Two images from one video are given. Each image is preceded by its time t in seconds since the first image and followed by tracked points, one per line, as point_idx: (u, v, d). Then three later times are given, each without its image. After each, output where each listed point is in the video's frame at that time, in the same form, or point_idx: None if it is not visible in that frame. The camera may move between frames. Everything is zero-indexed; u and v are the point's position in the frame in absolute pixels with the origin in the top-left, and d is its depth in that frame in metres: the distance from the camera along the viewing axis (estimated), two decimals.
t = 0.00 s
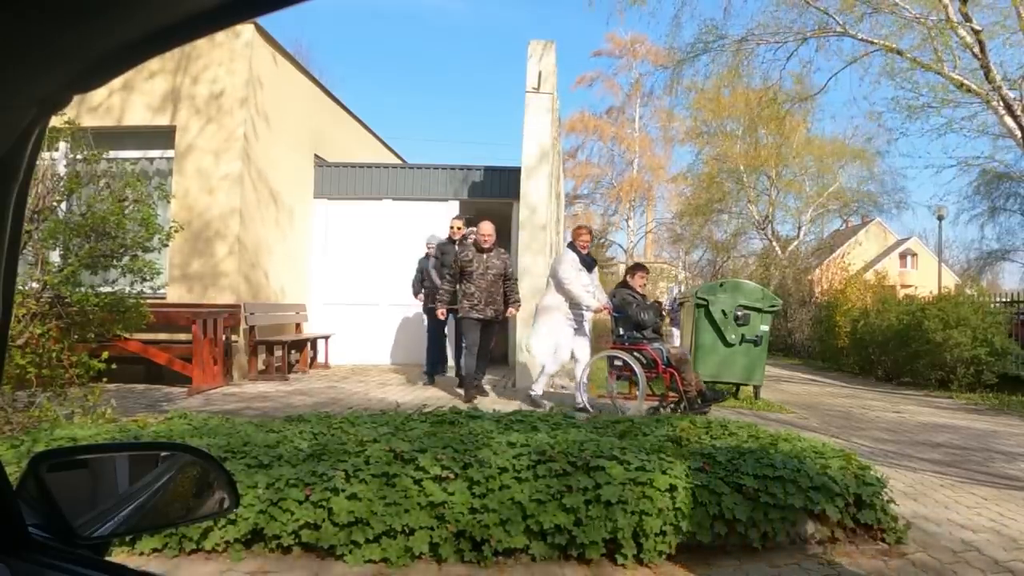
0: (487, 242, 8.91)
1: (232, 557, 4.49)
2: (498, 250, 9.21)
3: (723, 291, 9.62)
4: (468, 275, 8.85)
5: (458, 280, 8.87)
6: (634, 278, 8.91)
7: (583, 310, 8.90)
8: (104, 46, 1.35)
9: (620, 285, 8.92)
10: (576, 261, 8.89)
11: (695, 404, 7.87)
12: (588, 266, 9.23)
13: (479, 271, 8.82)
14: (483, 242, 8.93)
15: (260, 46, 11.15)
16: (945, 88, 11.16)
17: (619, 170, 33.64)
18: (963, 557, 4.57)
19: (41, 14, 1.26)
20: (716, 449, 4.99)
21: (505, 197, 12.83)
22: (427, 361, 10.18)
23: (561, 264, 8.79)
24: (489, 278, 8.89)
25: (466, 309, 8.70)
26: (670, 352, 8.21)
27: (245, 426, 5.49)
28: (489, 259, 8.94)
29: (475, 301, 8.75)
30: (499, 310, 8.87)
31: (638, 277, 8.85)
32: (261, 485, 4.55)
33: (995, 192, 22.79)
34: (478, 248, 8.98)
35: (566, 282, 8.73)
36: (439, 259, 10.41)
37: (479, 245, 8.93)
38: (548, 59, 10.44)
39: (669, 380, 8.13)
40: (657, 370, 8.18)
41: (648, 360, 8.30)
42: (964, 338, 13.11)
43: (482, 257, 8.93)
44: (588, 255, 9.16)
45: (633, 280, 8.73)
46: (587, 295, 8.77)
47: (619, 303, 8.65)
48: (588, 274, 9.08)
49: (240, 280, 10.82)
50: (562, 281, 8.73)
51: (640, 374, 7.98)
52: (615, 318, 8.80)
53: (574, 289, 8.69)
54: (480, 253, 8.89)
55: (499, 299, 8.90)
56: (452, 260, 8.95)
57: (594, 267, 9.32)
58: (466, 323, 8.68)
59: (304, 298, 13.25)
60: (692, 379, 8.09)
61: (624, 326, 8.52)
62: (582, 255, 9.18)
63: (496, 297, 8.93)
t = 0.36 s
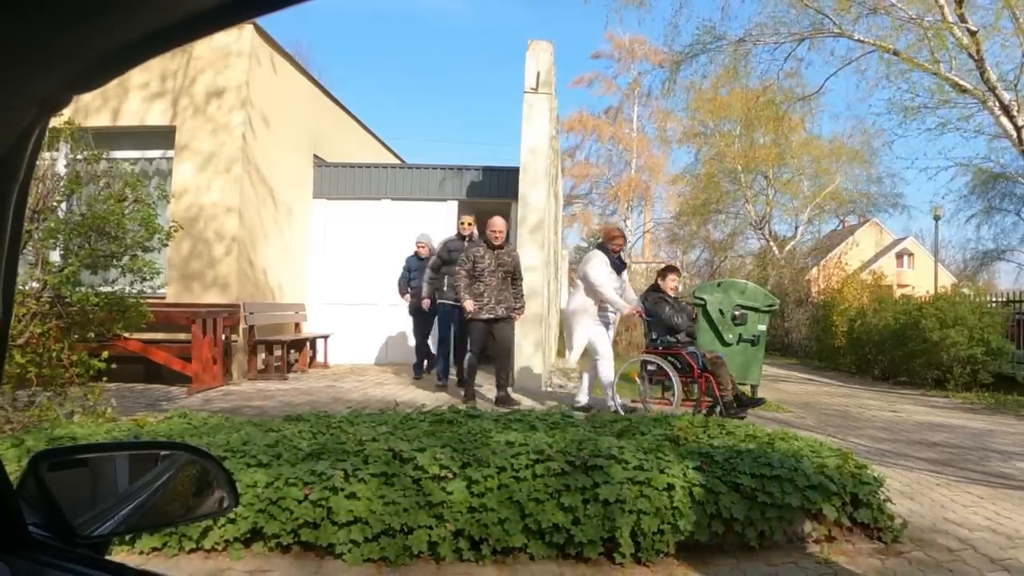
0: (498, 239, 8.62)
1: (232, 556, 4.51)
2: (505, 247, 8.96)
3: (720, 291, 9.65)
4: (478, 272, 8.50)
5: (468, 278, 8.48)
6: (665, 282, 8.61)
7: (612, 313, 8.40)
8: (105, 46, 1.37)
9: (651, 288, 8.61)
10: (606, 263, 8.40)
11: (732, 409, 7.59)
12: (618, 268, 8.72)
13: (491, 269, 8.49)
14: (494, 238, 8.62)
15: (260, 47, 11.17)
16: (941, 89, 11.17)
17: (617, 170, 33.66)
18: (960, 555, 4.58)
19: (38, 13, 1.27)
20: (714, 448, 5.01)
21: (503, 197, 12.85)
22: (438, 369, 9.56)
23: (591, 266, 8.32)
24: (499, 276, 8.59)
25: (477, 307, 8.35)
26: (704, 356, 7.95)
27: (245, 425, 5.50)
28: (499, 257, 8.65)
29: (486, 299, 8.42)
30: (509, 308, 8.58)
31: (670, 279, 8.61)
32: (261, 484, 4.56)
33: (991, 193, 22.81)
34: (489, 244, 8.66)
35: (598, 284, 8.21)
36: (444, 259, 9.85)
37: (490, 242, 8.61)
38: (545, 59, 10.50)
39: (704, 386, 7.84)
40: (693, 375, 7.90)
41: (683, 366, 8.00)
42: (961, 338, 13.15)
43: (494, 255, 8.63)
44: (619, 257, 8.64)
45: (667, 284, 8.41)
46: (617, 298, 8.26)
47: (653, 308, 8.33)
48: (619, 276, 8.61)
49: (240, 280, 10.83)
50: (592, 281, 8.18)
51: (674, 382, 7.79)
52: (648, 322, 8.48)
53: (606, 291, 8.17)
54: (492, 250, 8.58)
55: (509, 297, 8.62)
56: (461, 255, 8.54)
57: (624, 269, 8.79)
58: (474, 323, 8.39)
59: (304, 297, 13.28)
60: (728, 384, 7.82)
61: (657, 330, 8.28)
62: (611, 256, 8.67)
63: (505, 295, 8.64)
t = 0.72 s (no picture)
0: (515, 236, 8.30)
1: (225, 546, 4.63)
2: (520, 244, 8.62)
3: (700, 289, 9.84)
4: (494, 269, 8.23)
5: (483, 274, 8.22)
6: (683, 282, 8.52)
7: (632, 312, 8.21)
8: (100, 47, 1.47)
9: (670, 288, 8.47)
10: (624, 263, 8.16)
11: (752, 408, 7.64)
12: (634, 267, 8.54)
13: (506, 265, 8.21)
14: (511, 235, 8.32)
15: (251, 49, 11.28)
16: (912, 92, 11.37)
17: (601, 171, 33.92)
18: (929, 543, 4.75)
19: (38, 16, 1.37)
20: (694, 442, 5.15)
21: (490, 196, 13.00)
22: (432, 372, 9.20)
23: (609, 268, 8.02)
24: (515, 273, 8.29)
25: (493, 304, 8.06)
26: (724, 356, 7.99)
27: (238, 419, 5.64)
28: (516, 254, 8.34)
29: (502, 296, 8.12)
30: (527, 306, 8.27)
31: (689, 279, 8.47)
32: (253, 476, 4.69)
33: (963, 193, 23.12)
34: (505, 241, 8.34)
35: (616, 286, 7.96)
36: (436, 256, 9.57)
37: (507, 238, 8.32)
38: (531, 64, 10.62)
39: (725, 386, 7.87)
40: (714, 375, 7.91)
41: (704, 366, 8.01)
42: (931, 333, 13.30)
43: (510, 252, 8.32)
44: (635, 257, 8.44)
45: (685, 284, 8.38)
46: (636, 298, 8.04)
47: (673, 309, 8.29)
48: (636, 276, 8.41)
49: (233, 277, 10.94)
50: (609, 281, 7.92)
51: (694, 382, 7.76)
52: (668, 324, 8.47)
53: (626, 293, 7.95)
54: (508, 247, 8.29)
55: (526, 295, 8.31)
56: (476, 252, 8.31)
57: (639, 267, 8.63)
58: (494, 322, 8.06)
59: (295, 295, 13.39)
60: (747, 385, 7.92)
61: (677, 331, 8.24)
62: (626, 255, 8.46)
63: (523, 293, 8.33)
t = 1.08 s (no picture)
0: (530, 237, 8.33)
1: (219, 537, 4.76)
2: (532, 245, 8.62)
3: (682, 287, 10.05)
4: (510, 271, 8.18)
5: (499, 276, 8.15)
6: (703, 283, 8.42)
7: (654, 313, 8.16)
8: (100, 49, 1.49)
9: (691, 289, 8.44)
10: (646, 265, 8.12)
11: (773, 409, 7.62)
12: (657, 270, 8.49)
13: (523, 267, 8.19)
14: (524, 236, 8.34)
15: (244, 53, 11.37)
16: (885, 96, 11.56)
17: (585, 172, 34.12)
18: (901, 532, 4.91)
19: (40, 16, 1.39)
20: (675, 434, 5.29)
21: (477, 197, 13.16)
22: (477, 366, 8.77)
23: (631, 268, 8.01)
24: (531, 275, 8.26)
25: (510, 307, 8.01)
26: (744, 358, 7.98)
27: (230, 413, 5.76)
28: (531, 255, 8.35)
29: (520, 298, 8.06)
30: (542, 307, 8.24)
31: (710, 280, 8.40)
32: (246, 469, 4.83)
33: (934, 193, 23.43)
34: (519, 242, 8.34)
35: (639, 286, 7.93)
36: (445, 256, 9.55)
37: (521, 240, 8.32)
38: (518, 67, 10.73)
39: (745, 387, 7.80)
40: (734, 376, 7.82)
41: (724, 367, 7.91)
42: (904, 330, 13.62)
43: (524, 253, 8.33)
44: (658, 259, 8.40)
45: (706, 286, 8.30)
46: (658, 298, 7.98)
47: (693, 309, 8.27)
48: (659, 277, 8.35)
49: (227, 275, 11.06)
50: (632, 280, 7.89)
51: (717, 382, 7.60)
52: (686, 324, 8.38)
53: (647, 293, 7.91)
54: (522, 248, 8.29)
55: (541, 297, 8.29)
56: (490, 254, 8.22)
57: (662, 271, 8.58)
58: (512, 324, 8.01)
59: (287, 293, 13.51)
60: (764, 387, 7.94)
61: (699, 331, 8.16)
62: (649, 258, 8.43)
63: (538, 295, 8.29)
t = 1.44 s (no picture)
0: (554, 236, 7.95)
1: (212, 528, 4.89)
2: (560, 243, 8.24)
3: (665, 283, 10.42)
4: (536, 271, 7.85)
5: (525, 276, 7.82)
6: (726, 285, 8.34)
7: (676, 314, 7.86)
8: (100, 48, 1.53)
9: (712, 291, 8.37)
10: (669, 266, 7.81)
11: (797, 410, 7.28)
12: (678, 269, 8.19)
13: (549, 267, 7.86)
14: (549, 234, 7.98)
15: (238, 56, 11.45)
16: (861, 99, 11.76)
17: (570, 173, 34.39)
18: (875, 522, 5.06)
19: (46, 19, 1.44)
20: (657, 428, 5.43)
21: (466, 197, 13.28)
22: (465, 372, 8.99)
23: (655, 268, 7.68)
24: (557, 276, 7.92)
25: (532, 310, 7.72)
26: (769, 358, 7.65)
27: (224, 408, 5.88)
28: (557, 254, 7.99)
29: (545, 300, 7.77)
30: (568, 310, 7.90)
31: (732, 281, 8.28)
32: (239, 462, 4.95)
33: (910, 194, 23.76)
34: (545, 241, 7.99)
35: (661, 287, 7.63)
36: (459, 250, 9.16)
37: (545, 238, 7.97)
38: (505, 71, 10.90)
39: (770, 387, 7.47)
40: (758, 377, 7.53)
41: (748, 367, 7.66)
42: (879, 326, 14.07)
43: (550, 253, 7.96)
44: (681, 259, 8.09)
45: (729, 288, 8.20)
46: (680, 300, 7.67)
47: (717, 311, 8.13)
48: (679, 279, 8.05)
49: (221, 274, 11.20)
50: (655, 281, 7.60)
51: (739, 382, 7.42)
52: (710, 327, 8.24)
53: (671, 294, 7.58)
54: (549, 247, 7.94)
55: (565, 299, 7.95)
56: (517, 253, 7.92)
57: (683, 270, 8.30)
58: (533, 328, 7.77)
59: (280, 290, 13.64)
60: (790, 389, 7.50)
61: (720, 331, 8.05)
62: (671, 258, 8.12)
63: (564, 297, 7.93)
